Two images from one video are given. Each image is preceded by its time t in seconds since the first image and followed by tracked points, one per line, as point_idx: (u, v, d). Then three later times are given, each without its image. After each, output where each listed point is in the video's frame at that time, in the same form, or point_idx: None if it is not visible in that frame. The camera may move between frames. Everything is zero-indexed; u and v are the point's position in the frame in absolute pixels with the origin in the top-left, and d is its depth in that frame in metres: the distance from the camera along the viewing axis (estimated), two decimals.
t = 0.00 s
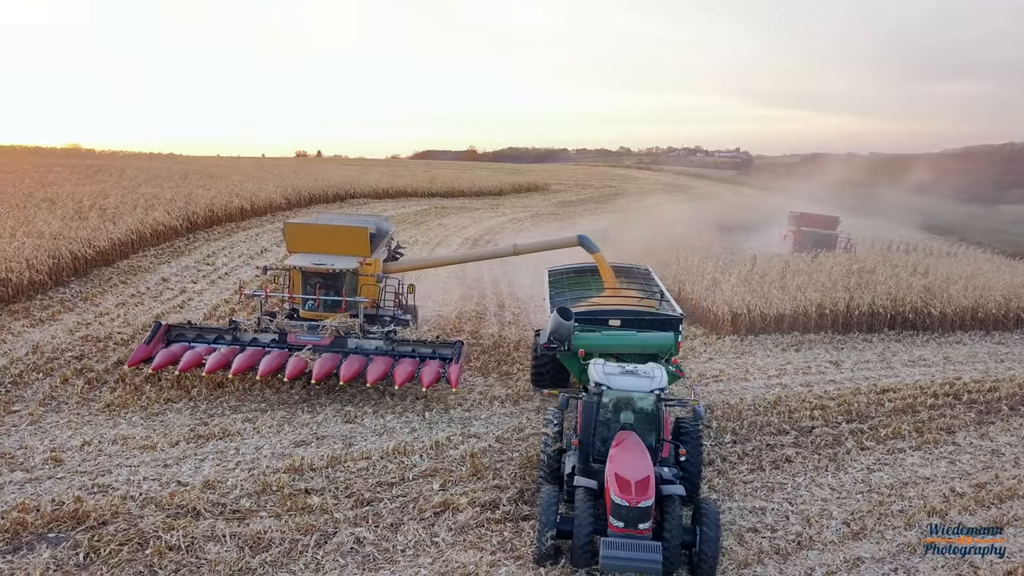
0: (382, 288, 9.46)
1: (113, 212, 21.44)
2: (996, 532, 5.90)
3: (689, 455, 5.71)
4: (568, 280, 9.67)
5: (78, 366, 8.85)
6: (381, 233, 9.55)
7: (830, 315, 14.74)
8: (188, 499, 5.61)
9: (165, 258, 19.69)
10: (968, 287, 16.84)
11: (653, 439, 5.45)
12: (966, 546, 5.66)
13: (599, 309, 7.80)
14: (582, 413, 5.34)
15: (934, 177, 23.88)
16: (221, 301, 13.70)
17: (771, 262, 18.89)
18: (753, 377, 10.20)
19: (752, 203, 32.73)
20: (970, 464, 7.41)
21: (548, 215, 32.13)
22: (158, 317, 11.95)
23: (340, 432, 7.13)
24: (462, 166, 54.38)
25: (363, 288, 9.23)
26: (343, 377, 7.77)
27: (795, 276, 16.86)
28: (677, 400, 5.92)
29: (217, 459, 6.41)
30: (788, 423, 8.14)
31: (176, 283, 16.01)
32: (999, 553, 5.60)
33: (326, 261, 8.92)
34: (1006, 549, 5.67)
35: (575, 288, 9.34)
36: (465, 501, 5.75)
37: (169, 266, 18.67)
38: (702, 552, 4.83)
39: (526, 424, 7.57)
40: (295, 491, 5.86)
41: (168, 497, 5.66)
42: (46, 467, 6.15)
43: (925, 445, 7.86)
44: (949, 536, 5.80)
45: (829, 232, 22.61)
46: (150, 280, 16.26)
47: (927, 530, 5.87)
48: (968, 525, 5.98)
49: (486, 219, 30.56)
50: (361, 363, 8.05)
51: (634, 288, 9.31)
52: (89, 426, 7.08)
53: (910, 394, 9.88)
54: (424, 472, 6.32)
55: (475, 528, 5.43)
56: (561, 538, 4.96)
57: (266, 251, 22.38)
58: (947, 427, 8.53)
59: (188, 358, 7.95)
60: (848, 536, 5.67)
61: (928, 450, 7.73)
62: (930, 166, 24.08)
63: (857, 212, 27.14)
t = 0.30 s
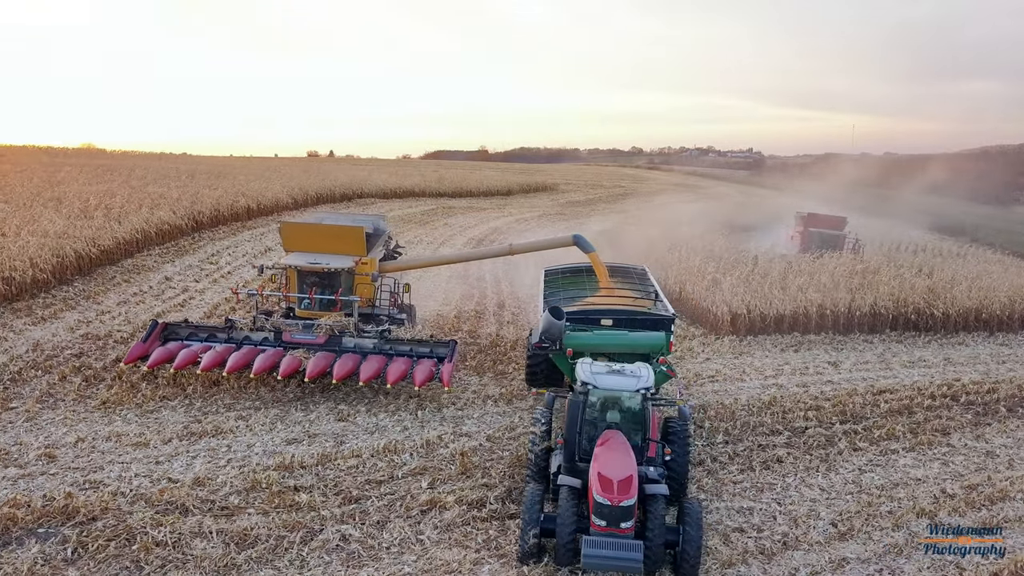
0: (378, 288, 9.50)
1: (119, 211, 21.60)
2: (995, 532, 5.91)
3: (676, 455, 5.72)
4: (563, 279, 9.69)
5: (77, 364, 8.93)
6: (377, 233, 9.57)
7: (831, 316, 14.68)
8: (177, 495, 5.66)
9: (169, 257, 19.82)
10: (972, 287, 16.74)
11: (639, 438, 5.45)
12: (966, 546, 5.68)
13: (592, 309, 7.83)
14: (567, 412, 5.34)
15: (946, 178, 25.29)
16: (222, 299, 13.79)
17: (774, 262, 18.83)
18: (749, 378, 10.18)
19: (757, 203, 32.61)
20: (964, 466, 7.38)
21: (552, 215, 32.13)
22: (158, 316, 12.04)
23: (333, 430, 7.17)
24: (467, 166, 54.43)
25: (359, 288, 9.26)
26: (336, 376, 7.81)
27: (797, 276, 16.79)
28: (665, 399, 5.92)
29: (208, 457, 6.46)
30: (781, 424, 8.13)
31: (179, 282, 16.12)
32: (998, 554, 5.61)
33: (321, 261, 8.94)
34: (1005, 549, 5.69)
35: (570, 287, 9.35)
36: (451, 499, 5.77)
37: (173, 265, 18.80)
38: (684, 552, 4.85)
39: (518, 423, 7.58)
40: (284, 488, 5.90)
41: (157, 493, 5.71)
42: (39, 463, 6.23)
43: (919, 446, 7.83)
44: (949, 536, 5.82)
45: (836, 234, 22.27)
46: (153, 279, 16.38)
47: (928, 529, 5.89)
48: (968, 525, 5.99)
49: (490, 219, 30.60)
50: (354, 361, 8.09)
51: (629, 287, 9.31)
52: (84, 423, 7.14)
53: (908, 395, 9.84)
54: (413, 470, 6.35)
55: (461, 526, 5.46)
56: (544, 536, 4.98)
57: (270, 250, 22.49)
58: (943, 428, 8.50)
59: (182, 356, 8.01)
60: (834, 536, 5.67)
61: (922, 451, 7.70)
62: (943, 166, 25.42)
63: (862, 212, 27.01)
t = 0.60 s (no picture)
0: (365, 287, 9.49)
1: (112, 211, 21.57)
2: (996, 531, 5.96)
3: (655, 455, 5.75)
4: (551, 279, 9.71)
5: (63, 363, 8.94)
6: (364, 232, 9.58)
7: (820, 316, 14.71)
8: (158, 493, 5.68)
9: (161, 256, 19.81)
10: (962, 288, 16.78)
11: (618, 437, 5.46)
12: (967, 546, 5.71)
13: (576, 308, 7.87)
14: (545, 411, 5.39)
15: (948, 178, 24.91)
16: (212, 299, 13.80)
17: (765, 262, 18.86)
18: (736, 377, 10.20)
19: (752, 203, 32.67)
20: (946, 465, 7.41)
21: (547, 216, 32.14)
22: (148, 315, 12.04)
23: (317, 429, 7.18)
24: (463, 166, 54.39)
25: (346, 287, 9.26)
26: (320, 375, 7.84)
27: (788, 276, 16.82)
28: (646, 398, 5.94)
29: (191, 455, 6.48)
30: (766, 423, 8.16)
31: (170, 281, 16.11)
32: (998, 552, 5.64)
33: (308, 260, 8.95)
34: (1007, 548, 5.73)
35: (557, 287, 9.37)
36: (432, 497, 5.80)
37: (165, 264, 18.77)
38: (661, 550, 4.88)
39: (502, 422, 7.60)
40: (265, 486, 5.92)
41: (138, 491, 5.72)
42: (22, 461, 6.24)
43: (902, 445, 7.87)
44: (949, 536, 5.87)
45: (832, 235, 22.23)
46: (144, 278, 16.36)
47: (928, 529, 5.95)
48: (966, 525, 6.02)
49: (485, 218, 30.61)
50: (340, 360, 8.11)
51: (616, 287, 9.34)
52: (68, 421, 7.15)
53: (894, 394, 9.87)
54: (395, 469, 6.37)
55: (441, 524, 5.48)
56: (521, 534, 5.01)
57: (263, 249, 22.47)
58: (926, 427, 8.54)
59: (168, 355, 8.03)
60: (813, 535, 5.70)
61: (905, 450, 7.74)
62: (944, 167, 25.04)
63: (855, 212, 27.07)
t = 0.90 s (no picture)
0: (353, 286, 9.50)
1: (105, 210, 21.53)
2: (997, 531, 5.94)
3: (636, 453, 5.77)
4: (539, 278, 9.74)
5: (51, 361, 8.94)
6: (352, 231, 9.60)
7: (811, 315, 14.74)
8: (141, 491, 5.68)
9: (154, 255, 19.78)
10: (953, 287, 16.83)
11: (599, 435, 5.47)
12: (966, 546, 5.71)
13: (561, 307, 7.91)
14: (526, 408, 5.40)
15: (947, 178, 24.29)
16: (203, 298, 13.80)
17: (757, 262, 18.90)
18: (724, 376, 10.22)
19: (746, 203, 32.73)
20: (930, 464, 7.44)
21: (542, 215, 32.15)
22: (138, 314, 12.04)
23: (302, 427, 7.19)
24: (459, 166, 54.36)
25: (334, 287, 9.27)
26: (306, 373, 7.84)
27: (779, 276, 16.86)
28: (628, 396, 5.96)
29: (175, 453, 6.48)
30: (751, 421, 8.18)
31: (161, 280, 16.10)
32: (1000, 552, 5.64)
33: (296, 259, 8.96)
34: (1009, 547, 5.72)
35: (545, 286, 9.40)
36: (414, 495, 5.82)
37: (157, 264, 18.74)
38: (640, 548, 4.90)
39: (487, 420, 7.62)
40: (248, 484, 5.93)
41: (121, 489, 5.73)
42: (5, 459, 6.24)
43: (887, 444, 7.91)
44: (949, 536, 5.88)
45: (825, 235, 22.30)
46: (136, 277, 16.34)
47: (930, 530, 5.95)
48: (966, 525, 6.01)
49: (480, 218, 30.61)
50: (326, 359, 8.12)
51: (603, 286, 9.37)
52: (54, 419, 7.16)
53: (881, 393, 9.90)
54: (379, 467, 6.38)
55: (422, 522, 5.50)
56: (501, 531, 5.03)
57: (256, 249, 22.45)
58: (911, 426, 8.58)
59: (155, 354, 8.03)
60: (793, 532, 5.73)
61: (889, 449, 7.77)
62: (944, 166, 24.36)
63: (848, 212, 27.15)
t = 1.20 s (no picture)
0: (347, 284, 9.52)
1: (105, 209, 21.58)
2: (997, 531, 5.93)
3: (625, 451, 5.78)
4: (533, 277, 9.75)
5: (47, 358, 8.97)
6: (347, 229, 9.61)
7: (808, 315, 14.73)
8: (132, 487, 5.71)
9: (154, 254, 19.83)
10: (952, 287, 16.80)
11: (588, 433, 5.48)
12: (967, 546, 5.70)
13: (554, 304, 7.90)
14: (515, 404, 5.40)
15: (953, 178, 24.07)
16: (201, 296, 13.83)
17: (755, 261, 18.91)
18: (718, 375, 10.22)
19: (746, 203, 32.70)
20: (921, 463, 7.43)
21: (542, 215, 32.16)
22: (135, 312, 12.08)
23: (294, 424, 7.22)
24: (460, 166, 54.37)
25: (328, 285, 9.29)
26: (299, 371, 7.85)
27: (777, 275, 16.84)
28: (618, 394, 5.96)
29: (167, 450, 6.50)
30: (744, 420, 8.18)
31: (160, 279, 16.15)
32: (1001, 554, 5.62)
33: (290, 257, 8.98)
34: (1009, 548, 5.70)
35: (539, 284, 9.41)
36: (403, 492, 5.84)
37: (157, 262, 18.79)
38: (626, 545, 4.91)
39: (479, 418, 7.63)
40: (238, 481, 5.95)
41: (112, 485, 5.75)
42: None
43: (880, 442, 7.91)
44: (949, 536, 5.85)
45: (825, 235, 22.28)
46: (135, 276, 16.39)
47: (930, 530, 5.93)
48: (968, 525, 5.99)
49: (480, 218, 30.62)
50: (318, 357, 8.14)
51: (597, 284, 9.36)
52: (48, 416, 7.19)
53: (876, 392, 9.89)
54: (369, 464, 6.39)
55: (410, 518, 5.52)
56: (488, 527, 5.05)
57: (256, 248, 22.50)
58: (904, 425, 8.58)
59: (148, 351, 8.05)
60: (781, 530, 5.73)
61: (882, 448, 7.77)
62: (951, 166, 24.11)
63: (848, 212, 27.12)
